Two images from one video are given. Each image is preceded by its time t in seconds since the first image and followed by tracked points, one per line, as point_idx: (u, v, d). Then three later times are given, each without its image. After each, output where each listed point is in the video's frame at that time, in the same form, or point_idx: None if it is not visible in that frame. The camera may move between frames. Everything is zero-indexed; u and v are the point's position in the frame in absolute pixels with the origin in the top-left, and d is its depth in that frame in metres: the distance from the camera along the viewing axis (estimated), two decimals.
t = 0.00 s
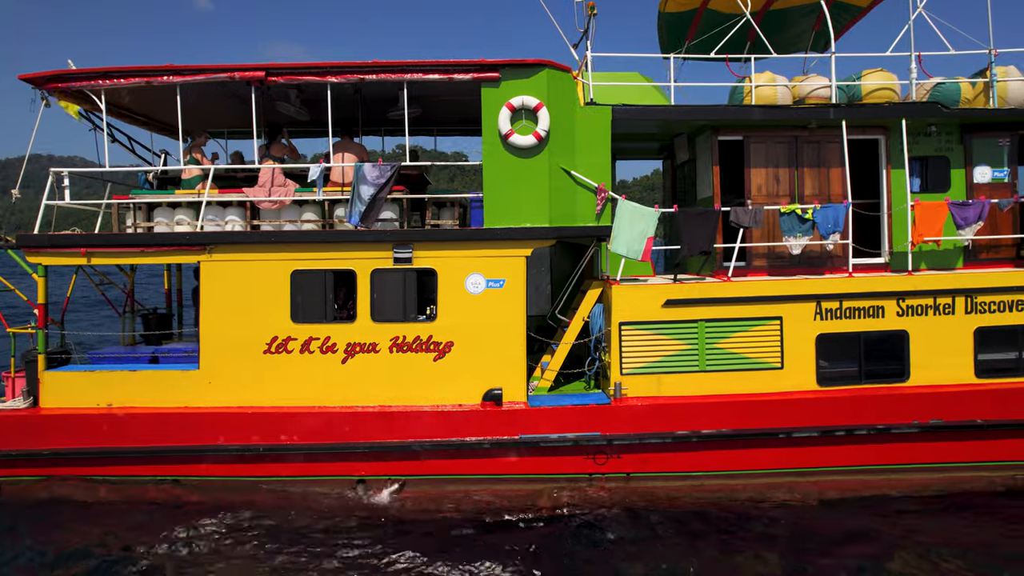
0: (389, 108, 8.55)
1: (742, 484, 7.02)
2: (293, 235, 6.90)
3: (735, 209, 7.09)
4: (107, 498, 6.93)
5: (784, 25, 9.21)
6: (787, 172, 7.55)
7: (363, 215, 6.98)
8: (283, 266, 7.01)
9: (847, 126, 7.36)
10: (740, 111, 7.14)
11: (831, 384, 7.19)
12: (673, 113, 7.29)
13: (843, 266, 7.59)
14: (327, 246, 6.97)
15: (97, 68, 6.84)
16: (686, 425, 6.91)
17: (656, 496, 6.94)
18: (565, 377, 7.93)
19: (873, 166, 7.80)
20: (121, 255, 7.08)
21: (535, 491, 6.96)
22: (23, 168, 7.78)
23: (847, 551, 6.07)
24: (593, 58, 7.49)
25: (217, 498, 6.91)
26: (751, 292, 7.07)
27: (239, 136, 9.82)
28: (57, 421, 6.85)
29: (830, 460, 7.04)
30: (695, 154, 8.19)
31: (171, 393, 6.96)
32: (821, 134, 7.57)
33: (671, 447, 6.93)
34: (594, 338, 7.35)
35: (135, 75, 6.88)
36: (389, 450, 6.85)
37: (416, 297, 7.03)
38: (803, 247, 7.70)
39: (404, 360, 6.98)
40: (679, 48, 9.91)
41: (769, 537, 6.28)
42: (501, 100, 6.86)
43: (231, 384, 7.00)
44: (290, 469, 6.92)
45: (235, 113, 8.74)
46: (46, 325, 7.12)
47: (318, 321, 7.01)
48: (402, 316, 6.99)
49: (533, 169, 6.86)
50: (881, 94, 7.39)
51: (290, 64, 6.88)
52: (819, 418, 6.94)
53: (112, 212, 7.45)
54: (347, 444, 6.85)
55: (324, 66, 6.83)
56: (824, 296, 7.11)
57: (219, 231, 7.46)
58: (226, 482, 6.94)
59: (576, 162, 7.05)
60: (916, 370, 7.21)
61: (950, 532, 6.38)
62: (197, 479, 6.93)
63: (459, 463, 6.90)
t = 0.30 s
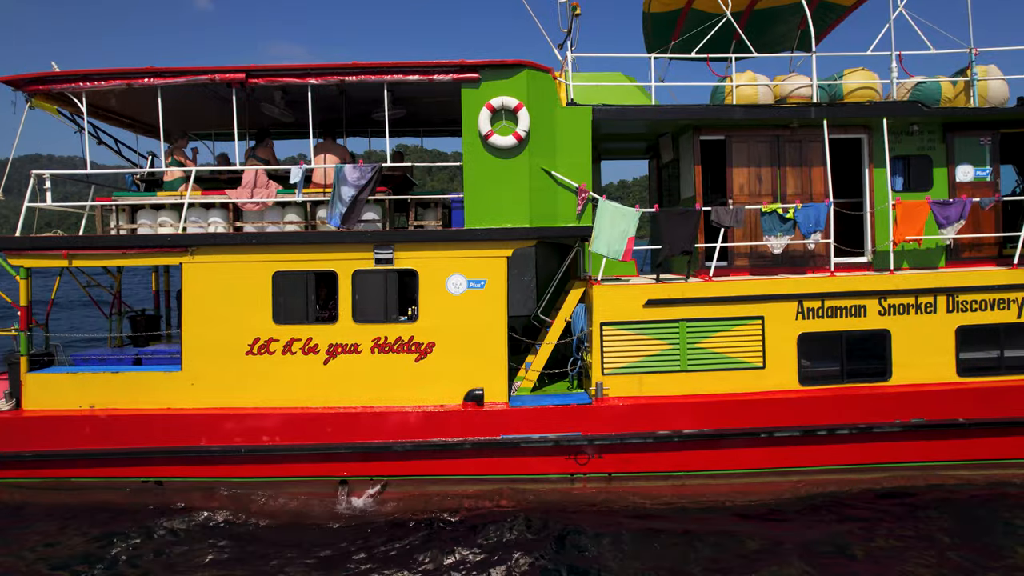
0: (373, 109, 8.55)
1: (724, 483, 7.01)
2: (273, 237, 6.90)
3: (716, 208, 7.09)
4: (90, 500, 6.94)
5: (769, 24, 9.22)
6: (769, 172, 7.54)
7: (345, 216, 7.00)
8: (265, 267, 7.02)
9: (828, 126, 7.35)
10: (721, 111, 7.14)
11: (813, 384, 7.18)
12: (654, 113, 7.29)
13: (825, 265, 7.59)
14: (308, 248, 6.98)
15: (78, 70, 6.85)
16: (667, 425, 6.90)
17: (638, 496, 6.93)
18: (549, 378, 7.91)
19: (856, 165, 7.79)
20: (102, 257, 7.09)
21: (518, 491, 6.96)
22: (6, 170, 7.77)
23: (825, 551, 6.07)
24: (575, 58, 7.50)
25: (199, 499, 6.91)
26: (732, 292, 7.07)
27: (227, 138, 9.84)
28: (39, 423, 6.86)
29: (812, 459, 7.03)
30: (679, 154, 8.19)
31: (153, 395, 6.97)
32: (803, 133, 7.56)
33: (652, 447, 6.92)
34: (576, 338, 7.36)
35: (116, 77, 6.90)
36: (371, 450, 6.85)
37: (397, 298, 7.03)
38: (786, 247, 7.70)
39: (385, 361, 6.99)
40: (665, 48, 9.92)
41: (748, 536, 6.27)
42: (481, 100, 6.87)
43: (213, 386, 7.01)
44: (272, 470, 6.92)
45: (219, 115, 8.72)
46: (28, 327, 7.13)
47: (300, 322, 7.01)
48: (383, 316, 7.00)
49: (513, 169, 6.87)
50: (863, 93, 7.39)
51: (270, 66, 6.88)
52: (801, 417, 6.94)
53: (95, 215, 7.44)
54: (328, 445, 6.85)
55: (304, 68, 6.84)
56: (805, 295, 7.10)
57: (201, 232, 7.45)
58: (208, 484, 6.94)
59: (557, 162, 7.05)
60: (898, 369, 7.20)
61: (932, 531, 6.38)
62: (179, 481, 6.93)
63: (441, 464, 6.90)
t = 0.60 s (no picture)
0: (358, 111, 8.55)
1: (707, 484, 7.00)
2: (255, 240, 6.91)
3: (698, 209, 7.09)
4: (73, 502, 6.96)
5: (755, 25, 9.21)
6: (752, 172, 7.50)
7: (326, 218, 7.02)
8: (247, 270, 7.03)
9: (810, 126, 7.34)
10: (703, 112, 7.14)
11: (796, 385, 7.17)
12: (635, 114, 7.29)
13: (808, 266, 7.59)
14: (291, 250, 6.99)
15: (60, 73, 6.86)
16: (649, 426, 6.90)
17: (620, 497, 6.93)
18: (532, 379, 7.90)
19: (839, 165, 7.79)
20: (85, 259, 7.09)
21: (500, 492, 6.95)
22: None
23: (805, 551, 6.06)
24: (558, 60, 7.50)
25: (181, 502, 6.91)
26: (715, 293, 7.06)
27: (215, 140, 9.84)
28: (22, 426, 6.88)
29: (795, 460, 7.03)
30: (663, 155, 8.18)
31: (136, 397, 6.98)
32: (787, 134, 7.52)
33: (634, 448, 6.92)
34: (558, 340, 7.37)
35: (97, 80, 6.90)
36: (352, 452, 6.86)
37: (379, 301, 7.04)
38: (769, 247, 7.67)
39: (367, 363, 7.00)
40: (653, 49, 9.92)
41: (729, 538, 6.26)
42: (462, 102, 6.87)
43: (196, 388, 7.01)
44: (254, 471, 6.93)
45: (204, 117, 8.70)
46: (11, 329, 7.15)
47: (282, 324, 7.03)
48: (366, 318, 7.02)
49: (494, 171, 6.88)
50: (845, 94, 7.39)
51: (251, 68, 6.88)
52: (783, 418, 6.94)
53: (80, 219, 7.36)
54: (310, 447, 6.86)
55: (285, 71, 6.84)
56: (787, 296, 7.09)
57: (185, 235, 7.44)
58: (191, 486, 6.96)
59: (538, 164, 7.05)
60: (881, 370, 7.20)
61: (912, 531, 6.37)
62: (163, 483, 6.95)
63: (423, 466, 6.91)
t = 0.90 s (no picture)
0: (343, 113, 8.55)
1: (690, 485, 7.00)
2: (237, 242, 6.91)
3: (679, 211, 7.10)
4: (56, 504, 6.97)
5: (741, 26, 9.21)
6: (735, 174, 7.49)
7: (308, 221, 7.03)
8: (230, 273, 7.03)
9: (792, 128, 7.32)
10: (685, 113, 7.14)
11: (779, 386, 7.16)
12: (617, 117, 7.29)
13: (791, 268, 7.59)
14: (273, 254, 7.00)
15: (42, 77, 6.88)
16: (631, 428, 6.91)
17: (602, 498, 6.94)
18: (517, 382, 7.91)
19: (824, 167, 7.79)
20: (68, 262, 7.10)
21: (483, 493, 6.95)
22: None
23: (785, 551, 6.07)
24: (541, 62, 7.51)
25: (165, 503, 6.93)
26: (697, 295, 7.07)
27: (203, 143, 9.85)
28: (6, 428, 6.90)
29: (777, 461, 7.04)
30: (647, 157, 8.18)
31: (118, 400, 6.96)
32: (769, 135, 7.52)
33: (616, 449, 6.93)
34: (541, 342, 7.38)
35: (79, 84, 6.92)
36: (335, 454, 6.88)
37: (361, 305, 7.08)
38: (753, 249, 7.64)
39: (350, 365, 7.00)
40: (639, 50, 9.93)
41: (709, 538, 6.26)
42: (443, 105, 6.88)
43: (178, 391, 6.98)
44: (237, 473, 6.94)
45: (189, 119, 8.70)
46: None
47: (265, 327, 7.02)
48: (348, 320, 7.04)
49: (476, 174, 6.88)
50: (828, 96, 7.38)
51: (233, 72, 6.90)
52: (764, 419, 6.95)
53: (65, 221, 7.33)
54: (293, 449, 6.86)
55: (267, 74, 6.85)
56: (770, 297, 7.08)
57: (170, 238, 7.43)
58: (174, 488, 6.97)
59: (520, 166, 7.06)
60: (864, 371, 7.19)
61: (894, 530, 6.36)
62: (147, 485, 6.97)
63: (406, 467, 6.93)
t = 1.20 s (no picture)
0: (328, 115, 8.54)
1: (673, 486, 6.99)
2: (219, 244, 6.91)
3: (661, 212, 7.10)
4: (39, 505, 6.97)
5: (728, 27, 9.20)
6: (718, 175, 7.48)
7: (289, 223, 7.04)
8: (211, 275, 7.02)
9: (775, 129, 7.31)
10: (667, 115, 7.13)
11: (761, 388, 7.16)
12: (599, 118, 7.28)
13: (774, 269, 7.59)
14: (255, 256, 7.00)
15: (23, 79, 6.89)
16: (613, 429, 6.92)
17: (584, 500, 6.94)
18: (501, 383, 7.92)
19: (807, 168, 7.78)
20: (51, 264, 7.09)
21: (466, 493, 6.95)
22: None
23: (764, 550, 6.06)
24: (524, 63, 7.50)
25: (147, 504, 6.94)
26: (679, 296, 7.07)
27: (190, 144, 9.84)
28: None
29: (759, 463, 7.05)
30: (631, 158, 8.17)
31: (101, 401, 6.96)
32: (752, 136, 7.51)
33: (598, 451, 6.94)
34: (523, 343, 7.38)
35: (61, 86, 6.92)
36: (317, 455, 6.88)
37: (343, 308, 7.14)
38: (736, 249, 7.63)
39: (332, 367, 7.01)
40: (627, 51, 9.91)
41: (689, 538, 6.26)
42: (425, 106, 6.88)
43: (161, 393, 6.99)
44: (219, 475, 6.94)
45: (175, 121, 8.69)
46: None
47: (247, 329, 7.03)
48: (331, 322, 7.04)
49: (457, 176, 6.89)
50: (811, 97, 7.38)
51: (215, 74, 6.90)
52: (746, 421, 6.96)
53: (48, 223, 7.32)
54: (275, 451, 6.87)
55: (248, 76, 6.85)
56: (752, 299, 7.07)
57: (153, 239, 7.41)
58: (157, 489, 6.98)
59: (502, 168, 7.05)
60: (846, 373, 7.19)
61: (874, 529, 6.35)
62: (129, 486, 6.98)
63: (388, 469, 6.94)
